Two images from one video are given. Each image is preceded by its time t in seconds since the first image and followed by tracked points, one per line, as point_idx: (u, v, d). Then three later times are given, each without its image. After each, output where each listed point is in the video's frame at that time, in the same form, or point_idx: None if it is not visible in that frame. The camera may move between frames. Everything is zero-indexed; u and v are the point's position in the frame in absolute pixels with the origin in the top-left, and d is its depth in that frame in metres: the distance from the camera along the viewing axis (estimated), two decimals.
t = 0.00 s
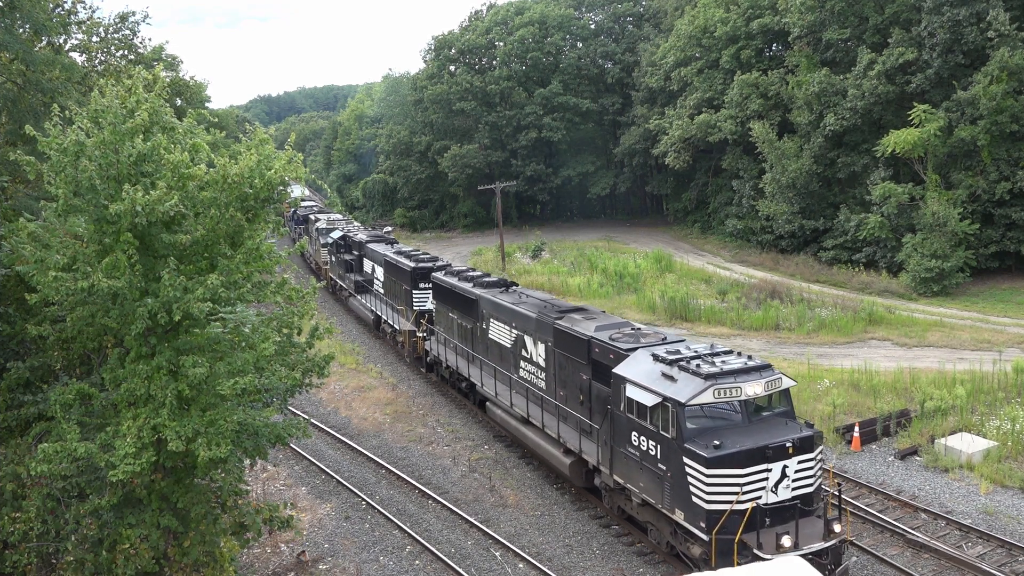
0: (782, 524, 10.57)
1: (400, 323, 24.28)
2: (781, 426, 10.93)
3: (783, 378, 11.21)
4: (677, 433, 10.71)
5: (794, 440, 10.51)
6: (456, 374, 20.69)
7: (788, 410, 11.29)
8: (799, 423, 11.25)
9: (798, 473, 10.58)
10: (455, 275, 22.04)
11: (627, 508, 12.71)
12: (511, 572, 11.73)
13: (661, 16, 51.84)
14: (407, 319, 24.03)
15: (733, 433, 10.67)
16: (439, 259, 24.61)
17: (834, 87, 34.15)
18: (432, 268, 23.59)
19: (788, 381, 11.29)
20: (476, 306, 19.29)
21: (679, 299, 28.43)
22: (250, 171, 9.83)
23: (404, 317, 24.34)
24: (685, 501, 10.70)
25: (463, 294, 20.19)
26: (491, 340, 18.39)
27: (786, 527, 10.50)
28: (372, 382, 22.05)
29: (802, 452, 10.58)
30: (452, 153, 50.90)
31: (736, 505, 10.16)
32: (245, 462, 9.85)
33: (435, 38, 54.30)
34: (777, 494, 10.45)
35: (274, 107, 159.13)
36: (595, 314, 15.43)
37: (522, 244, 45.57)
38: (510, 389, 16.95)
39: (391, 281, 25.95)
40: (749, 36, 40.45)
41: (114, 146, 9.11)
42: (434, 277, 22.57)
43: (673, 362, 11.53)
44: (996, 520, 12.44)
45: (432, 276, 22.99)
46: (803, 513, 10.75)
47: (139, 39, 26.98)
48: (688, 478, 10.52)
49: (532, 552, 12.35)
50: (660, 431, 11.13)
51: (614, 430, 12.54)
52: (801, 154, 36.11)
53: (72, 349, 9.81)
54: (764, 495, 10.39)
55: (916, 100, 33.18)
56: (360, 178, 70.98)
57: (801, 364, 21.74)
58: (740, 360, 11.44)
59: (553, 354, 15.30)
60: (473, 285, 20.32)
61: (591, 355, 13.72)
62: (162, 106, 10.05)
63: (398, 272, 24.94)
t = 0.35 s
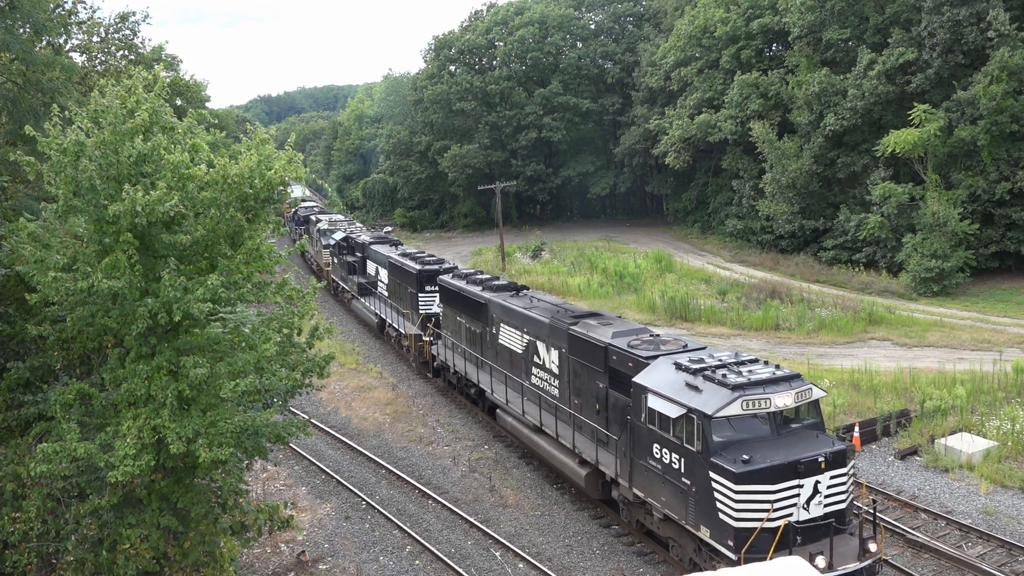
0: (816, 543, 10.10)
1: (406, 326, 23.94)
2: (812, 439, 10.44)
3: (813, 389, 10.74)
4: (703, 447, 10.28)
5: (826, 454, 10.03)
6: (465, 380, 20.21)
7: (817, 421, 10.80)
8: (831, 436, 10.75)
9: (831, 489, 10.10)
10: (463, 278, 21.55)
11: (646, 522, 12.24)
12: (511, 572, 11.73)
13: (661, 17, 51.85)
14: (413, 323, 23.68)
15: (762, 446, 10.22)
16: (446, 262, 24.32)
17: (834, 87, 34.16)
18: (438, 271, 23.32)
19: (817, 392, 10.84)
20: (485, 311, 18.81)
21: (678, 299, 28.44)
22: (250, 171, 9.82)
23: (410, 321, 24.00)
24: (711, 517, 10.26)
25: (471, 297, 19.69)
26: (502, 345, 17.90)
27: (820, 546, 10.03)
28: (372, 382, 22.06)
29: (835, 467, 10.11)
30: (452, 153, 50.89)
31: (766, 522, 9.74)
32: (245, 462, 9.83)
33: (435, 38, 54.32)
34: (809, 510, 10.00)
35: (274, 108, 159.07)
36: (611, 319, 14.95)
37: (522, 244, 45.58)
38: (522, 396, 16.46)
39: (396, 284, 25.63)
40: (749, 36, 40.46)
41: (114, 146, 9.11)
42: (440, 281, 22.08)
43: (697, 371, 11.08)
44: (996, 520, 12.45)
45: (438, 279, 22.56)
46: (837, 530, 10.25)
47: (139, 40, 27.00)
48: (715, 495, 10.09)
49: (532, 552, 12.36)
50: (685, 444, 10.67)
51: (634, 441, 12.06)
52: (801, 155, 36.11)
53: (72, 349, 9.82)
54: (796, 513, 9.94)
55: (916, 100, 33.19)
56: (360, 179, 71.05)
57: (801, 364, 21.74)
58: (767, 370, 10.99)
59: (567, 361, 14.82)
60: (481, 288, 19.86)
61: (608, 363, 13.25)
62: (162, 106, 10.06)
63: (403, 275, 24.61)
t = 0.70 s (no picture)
0: (851, 563, 9.60)
1: (411, 330, 23.45)
2: (846, 454, 9.87)
3: (846, 401, 10.13)
4: (731, 462, 9.72)
5: (861, 469, 9.53)
6: (474, 386, 19.67)
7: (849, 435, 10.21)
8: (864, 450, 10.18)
9: (866, 506, 9.62)
10: (471, 281, 21.05)
11: (669, 538, 11.67)
12: (511, 572, 11.73)
13: (661, 17, 51.88)
14: (419, 326, 23.19)
15: (793, 461, 9.68)
16: (452, 264, 23.85)
17: (834, 87, 34.16)
18: (445, 273, 22.88)
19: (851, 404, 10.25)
20: (495, 316, 18.30)
21: (679, 299, 28.44)
22: (250, 171, 9.84)
23: (416, 324, 23.51)
24: (739, 536, 9.72)
25: (481, 301, 19.19)
26: (512, 351, 17.46)
27: (854, 566, 9.54)
28: (372, 382, 22.06)
29: (870, 483, 9.62)
30: (452, 153, 50.90)
31: (800, 541, 9.24)
32: (245, 462, 9.83)
33: (435, 38, 54.32)
34: (843, 529, 9.51)
35: (274, 108, 158.83)
36: (628, 325, 14.41)
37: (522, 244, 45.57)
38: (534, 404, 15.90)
39: (401, 286, 25.16)
40: (749, 36, 40.46)
41: (114, 146, 9.10)
42: (448, 284, 21.65)
43: (723, 382, 10.51)
44: (996, 520, 12.45)
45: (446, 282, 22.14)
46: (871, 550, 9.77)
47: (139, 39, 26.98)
48: (745, 512, 9.57)
49: (532, 552, 12.36)
50: (711, 458, 10.10)
51: (655, 454, 11.48)
52: (801, 155, 36.11)
53: (72, 349, 9.83)
54: (830, 531, 9.45)
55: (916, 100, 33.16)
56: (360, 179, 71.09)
57: (801, 364, 21.74)
58: (797, 381, 10.37)
59: (583, 368, 14.26)
60: (491, 292, 19.37)
61: (626, 371, 12.73)
62: (162, 106, 10.07)
63: (409, 277, 24.12)
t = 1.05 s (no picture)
0: None
1: (417, 334, 22.92)
2: (884, 469, 9.32)
3: (882, 414, 9.61)
4: (763, 479, 9.23)
5: (901, 487, 8.96)
6: (483, 393, 19.16)
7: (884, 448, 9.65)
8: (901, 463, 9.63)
9: (906, 525, 9.06)
10: (480, 285, 20.57)
11: (692, 555, 11.19)
12: (511, 572, 11.73)
13: (661, 17, 51.87)
14: (425, 330, 22.70)
15: (828, 477, 9.14)
16: (459, 266, 23.36)
17: (834, 87, 34.16)
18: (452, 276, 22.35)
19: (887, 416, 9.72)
20: (506, 321, 17.84)
21: (679, 299, 28.46)
22: (250, 171, 9.85)
23: (422, 328, 23.00)
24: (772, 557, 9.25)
25: (490, 306, 18.73)
26: (524, 358, 17.04)
27: None
28: (372, 382, 22.06)
29: (910, 501, 9.05)
30: (452, 153, 50.92)
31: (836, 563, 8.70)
32: (244, 462, 9.83)
33: (435, 38, 54.33)
34: (882, 549, 8.96)
35: (274, 107, 158.67)
36: (646, 331, 13.92)
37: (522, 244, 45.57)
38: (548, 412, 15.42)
39: (407, 289, 24.67)
40: (749, 36, 40.47)
41: (114, 147, 9.11)
42: (456, 287, 21.18)
43: (751, 394, 10.03)
44: (996, 520, 12.45)
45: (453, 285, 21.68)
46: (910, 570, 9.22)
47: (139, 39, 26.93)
48: (778, 532, 9.08)
49: (532, 552, 12.36)
50: (740, 474, 9.64)
51: (679, 468, 11.00)
52: (801, 155, 36.11)
53: (72, 349, 9.82)
54: (868, 552, 8.90)
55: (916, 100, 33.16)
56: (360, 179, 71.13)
57: (801, 364, 21.75)
58: (830, 393, 9.87)
59: (600, 376, 13.80)
60: (501, 296, 18.91)
61: (646, 380, 12.29)
62: (162, 106, 10.09)
63: (415, 280, 23.62)
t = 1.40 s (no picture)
0: None
1: (424, 339, 22.30)
2: (923, 487, 8.90)
3: (920, 428, 9.21)
4: (797, 497, 8.79)
5: (943, 506, 8.55)
6: (492, 399, 18.64)
7: (920, 463, 9.25)
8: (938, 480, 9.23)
9: (947, 546, 8.65)
10: (487, 287, 19.92)
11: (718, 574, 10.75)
12: (511, 572, 11.73)
13: (661, 17, 51.88)
14: (432, 335, 22.09)
15: (866, 496, 8.71)
16: (466, 268, 22.67)
17: (834, 87, 34.16)
18: (459, 279, 21.75)
19: (925, 430, 9.33)
20: (517, 326, 17.26)
21: (678, 299, 28.47)
22: (250, 171, 9.86)
23: (428, 332, 22.37)
24: None
25: (499, 310, 18.12)
26: (536, 364, 16.47)
27: None
28: (372, 382, 22.06)
29: (953, 521, 8.65)
30: (452, 153, 50.93)
31: None
32: (244, 462, 9.83)
33: (435, 38, 54.33)
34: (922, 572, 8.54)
35: (274, 107, 158.49)
36: (665, 338, 13.36)
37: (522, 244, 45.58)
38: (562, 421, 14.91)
39: (412, 292, 24.02)
40: (749, 36, 40.47)
41: (114, 147, 9.10)
42: (462, 290, 20.58)
43: (782, 407, 9.59)
44: (996, 520, 12.44)
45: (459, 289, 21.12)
46: None
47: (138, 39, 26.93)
48: (813, 553, 8.63)
49: (532, 552, 12.36)
50: (772, 491, 9.20)
51: (705, 484, 10.53)
52: (801, 155, 36.11)
53: (72, 349, 9.82)
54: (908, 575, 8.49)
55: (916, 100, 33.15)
56: (360, 179, 71.16)
57: (801, 364, 21.76)
58: (866, 406, 9.42)
59: (617, 386, 13.28)
60: (510, 299, 18.32)
61: (668, 391, 11.74)
62: (162, 106, 10.10)
63: (421, 283, 22.97)
